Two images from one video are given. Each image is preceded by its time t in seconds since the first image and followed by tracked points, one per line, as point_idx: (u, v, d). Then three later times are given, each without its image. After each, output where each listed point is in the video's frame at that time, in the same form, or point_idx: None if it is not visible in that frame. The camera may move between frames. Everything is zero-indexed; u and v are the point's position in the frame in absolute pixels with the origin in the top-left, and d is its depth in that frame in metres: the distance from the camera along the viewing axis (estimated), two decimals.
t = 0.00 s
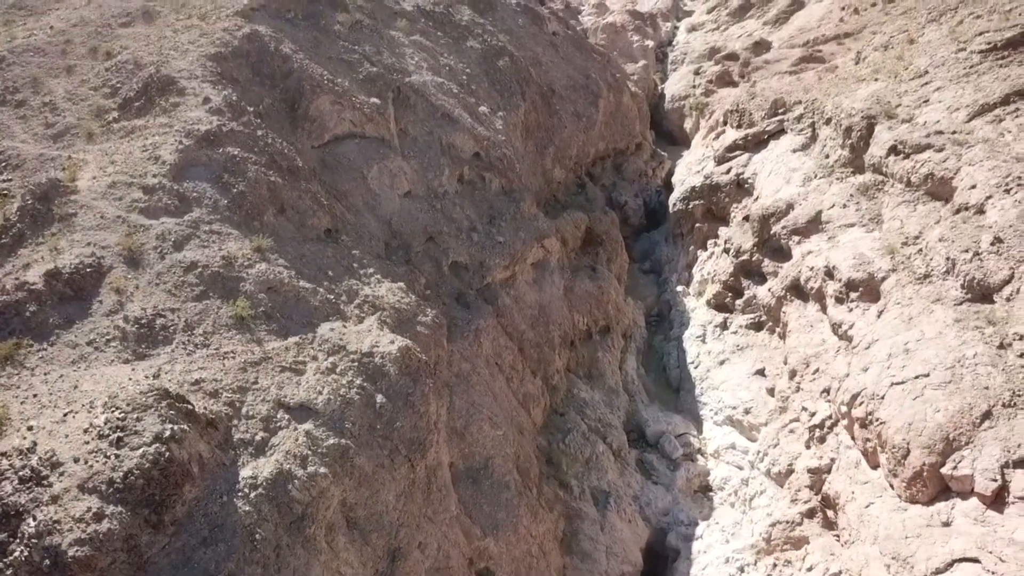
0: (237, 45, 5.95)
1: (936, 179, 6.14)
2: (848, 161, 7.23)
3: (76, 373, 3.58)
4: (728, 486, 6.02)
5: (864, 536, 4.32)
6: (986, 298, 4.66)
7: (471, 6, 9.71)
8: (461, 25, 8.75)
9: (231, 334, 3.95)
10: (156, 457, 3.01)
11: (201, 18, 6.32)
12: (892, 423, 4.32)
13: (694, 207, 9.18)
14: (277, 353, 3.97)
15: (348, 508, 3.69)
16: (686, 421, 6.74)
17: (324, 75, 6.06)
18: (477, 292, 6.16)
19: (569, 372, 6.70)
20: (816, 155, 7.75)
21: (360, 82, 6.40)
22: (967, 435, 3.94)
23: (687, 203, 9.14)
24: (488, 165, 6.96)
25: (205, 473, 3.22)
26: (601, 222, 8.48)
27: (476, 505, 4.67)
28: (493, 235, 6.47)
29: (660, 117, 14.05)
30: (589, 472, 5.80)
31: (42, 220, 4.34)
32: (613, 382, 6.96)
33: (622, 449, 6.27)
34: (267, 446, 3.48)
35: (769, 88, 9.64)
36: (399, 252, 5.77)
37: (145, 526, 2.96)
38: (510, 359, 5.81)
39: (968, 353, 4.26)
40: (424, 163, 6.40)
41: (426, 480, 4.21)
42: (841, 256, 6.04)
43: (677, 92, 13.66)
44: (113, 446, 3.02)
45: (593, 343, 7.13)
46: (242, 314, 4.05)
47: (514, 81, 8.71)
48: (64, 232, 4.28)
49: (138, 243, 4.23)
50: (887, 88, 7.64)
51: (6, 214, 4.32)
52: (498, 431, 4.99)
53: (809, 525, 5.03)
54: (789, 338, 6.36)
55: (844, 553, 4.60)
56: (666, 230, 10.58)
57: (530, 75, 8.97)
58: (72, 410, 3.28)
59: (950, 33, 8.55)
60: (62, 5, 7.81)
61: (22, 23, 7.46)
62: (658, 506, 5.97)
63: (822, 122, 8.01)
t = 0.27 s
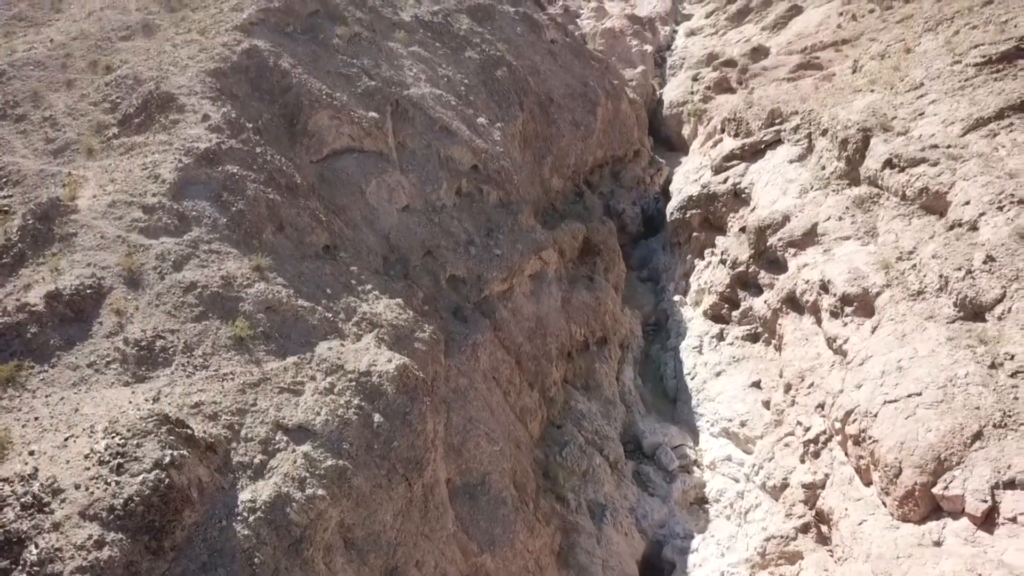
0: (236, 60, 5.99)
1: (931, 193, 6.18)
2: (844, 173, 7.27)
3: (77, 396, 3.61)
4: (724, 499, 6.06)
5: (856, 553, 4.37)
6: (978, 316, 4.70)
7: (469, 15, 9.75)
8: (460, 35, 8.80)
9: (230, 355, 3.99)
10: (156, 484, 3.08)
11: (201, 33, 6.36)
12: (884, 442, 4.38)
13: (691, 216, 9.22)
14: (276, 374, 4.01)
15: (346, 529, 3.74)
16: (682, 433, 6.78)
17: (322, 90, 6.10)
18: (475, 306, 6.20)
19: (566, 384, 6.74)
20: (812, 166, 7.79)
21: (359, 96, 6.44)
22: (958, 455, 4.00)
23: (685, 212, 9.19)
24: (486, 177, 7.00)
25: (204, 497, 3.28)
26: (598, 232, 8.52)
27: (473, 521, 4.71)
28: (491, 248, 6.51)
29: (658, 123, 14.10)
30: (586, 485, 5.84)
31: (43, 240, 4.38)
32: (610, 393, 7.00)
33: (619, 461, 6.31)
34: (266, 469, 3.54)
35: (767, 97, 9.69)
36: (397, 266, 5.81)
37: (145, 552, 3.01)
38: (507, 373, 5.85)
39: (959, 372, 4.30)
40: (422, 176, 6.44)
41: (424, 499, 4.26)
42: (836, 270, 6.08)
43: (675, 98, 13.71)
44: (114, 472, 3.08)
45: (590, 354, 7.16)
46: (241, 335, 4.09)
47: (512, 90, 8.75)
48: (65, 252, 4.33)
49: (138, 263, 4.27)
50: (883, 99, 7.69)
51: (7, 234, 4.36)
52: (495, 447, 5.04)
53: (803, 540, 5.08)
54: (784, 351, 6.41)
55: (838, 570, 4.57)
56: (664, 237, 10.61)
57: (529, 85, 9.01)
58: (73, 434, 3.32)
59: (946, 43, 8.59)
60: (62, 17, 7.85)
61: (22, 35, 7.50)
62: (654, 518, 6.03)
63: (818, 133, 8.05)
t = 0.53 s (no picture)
0: (236, 73, 6.03)
1: (926, 206, 6.21)
2: (840, 184, 7.31)
3: (79, 416, 3.65)
4: (720, 510, 6.11)
5: (850, 568, 4.42)
6: (971, 332, 4.74)
7: (468, 23, 9.79)
8: (458, 44, 8.84)
9: (230, 373, 4.03)
10: (158, 506, 3.14)
11: (201, 45, 6.39)
12: (878, 457, 4.44)
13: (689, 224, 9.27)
14: (276, 392, 4.06)
15: (344, 547, 3.78)
16: (680, 443, 6.83)
17: (322, 103, 6.14)
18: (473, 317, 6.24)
19: (564, 394, 6.77)
20: (809, 176, 7.83)
21: (358, 108, 6.48)
22: (951, 472, 4.05)
23: (682, 220, 9.24)
24: (484, 188, 7.04)
25: (204, 519, 3.34)
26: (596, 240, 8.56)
27: (471, 535, 4.76)
28: (489, 259, 6.55)
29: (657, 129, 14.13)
30: (583, 496, 5.89)
31: (45, 257, 4.42)
32: (608, 403, 7.03)
33: (616, 471, 6.35)
34: (265, 488, 3.59)
35: (765, 105, 9.73)
36: (395, 279, 5.85)
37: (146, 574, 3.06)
38: (505, 385, 5.89)
39: (952, 389, 4.34)
40: (420, 188, 6.48)
41: (422, 515, 4.31)
42: (831, 282, 6.12)
43: (674, 104, 13.75)
44: (116, 495, 3.15)
45: (588, 363, 7.20)
46: (240, 352, 4.14)
47: (511, 99, 8.78)
48: (66, 269, 4.37)
49: (139, 280, 4.32)
50: (879, 110, 7.73)
51: (9, 250, 4.39)
52: (493, 461, 5.09)
53: (799, 553, 5.12)
54: (781, 362, 6.46)
55: None
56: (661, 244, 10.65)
57: (527, 94, 9.05)
58: (75, 455, 3.36)
59: (943, 53, 8.64)
60: (62, 27, 7.88)
61: (22, 46, 7.53)
62: (651, 529, 6.07)
63: (815, 143, 8.09)
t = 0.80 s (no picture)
0: (236, 86, 6.07)
1: (922, 217, 6.25)
2: (838, 194, 7.35)
3: (81, 432, 3.68)
4: (717, 519, 6.16)
5: None
6: (965, 345, 4.78)
7: (467, 30, 9.84)
8: (457, 53, 8.88)
9: (230, 389, 4.07)
10: (159, 525, 3.19)
11: (201, 57, 6.43)
12: (873, 471, 4.49)
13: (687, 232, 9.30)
14: (275, 407, 4.09)
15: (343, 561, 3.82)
16: (677, 452, 6.87)
17: (321, 114, 6.18)
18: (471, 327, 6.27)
19: (563, 403, 6.81)
20: (807, 185, 7.87)
21: (357, 119, 6.52)
22: (944, 487, 4.09)
23: (681, 227, 9.27)
24: (483, 198, 7.08)
25: (204, 537, 3.39)
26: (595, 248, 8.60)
27: (469, 547, 4.79)
28: (488, 269, 6.58)
29: (656, 135, 14.17)
30: (581, 506, 5.93)
31: (46, 272, 4.45)
32: (606, 412, 7.06)
33: (614, 480, 6.39)
34: (265, 505, 3.64)
35: (763, 113, 9.78)
36: (395, 290, 5.89)
37: None
38: (504, 396, 5.92)
39: (947, 404, 4.38)
40: (419, 198, 6.51)
41: (422, 528, 4.35)
42: (828, 292, 6.16)
43: (672, 109, 13.78)
44: (117, 514, 3.19)
45: (586, 372, 7.24)
46: (240, 367, 4.17)
47: (510, 108, 8.82)
48: (67, 284, 4.40)
49: (139, 296, 4.35)
50: (876, 119, 7.77)
51: (11, 264, 4.42)
52: (492, 473, 5.14)
53: (795, 564, 5.18)
54: (778, 372, 6.50)
55: None
56: (660, 251, 10.69)
57: (526, 101, 9.08)
58: (77, 473, 3.40)
59: (940, 61, 8.68)
60: (63, 37, 7.91)
61: (23, 56, 7.56)
62: (649, 539, 6.11)
63: (812, 151, 8.13)
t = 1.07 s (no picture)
0: (237, 101, 6.12)
1: (917, 230, 6.29)
2: (834, 205, 7.40)
3: (84, 453, 3.73)
4: (714, 530, 6.23)
5: None
6: (958, 362, 4.84)
7: (467, 40, 9.88)
8: (457, 63, 8.93)
9: (232, 408, 4.12)
10: (162, 548, 3.25)
11: (201, 71, 6.48)
12: (866, 488, 4.57)
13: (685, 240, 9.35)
14: (276, 426, 4.15)
15: None
16: (675, 463, 6.91)
17: (321, 129, 6.23)
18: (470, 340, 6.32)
19: (561, 414, 6.85)
20: (804, 196, 7.92)
21: (357, 133, 6.57)
22: (937, 505, 4.17)
23: (678, 236, 9.32)
24: (482, 210, 7.13)
25: (206, 558, 3.45)
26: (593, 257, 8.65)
27: (468, 562, 4.85)
28: (486, 282, 6.63)
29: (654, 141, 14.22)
30: (579, 518, 5.98)
31: (49, 290, 4.49)
32: (604, 422, 7.10)
33: (613, 492, 6.44)
34: (266, 525, 3.69)
35: (760, 122, 9.82)
36: (394, 304, 5.94)
37: None
38: (502, 409, 5.97)
39: (939, 421, 4.44)
40: (419, 211, 6.56)
41: (421, 544, 4.40)
42: (823, 306, 6.21)
43: (671, 115, 13.83)
44: (121, 537, 3.24)
45: (584, 383, 7.29)
46: (242, 387, 4.23)
47: (508, 118, 8.87)
48: (70, 303, 4.44)
49: (142, 315, 4.40)
50: (873, 131, 7.82)
51: (14, 283, 4.47)
52: (491, 488, 5.20)
53: None
54: (774, 384, 6.56)
55: None
56: (658, 258, 10.74)
57: (525, 111, 9.13)
58: (80, 495, 3.45)
59: (937, 71, 8.73)
60: (64, 48, 7.95)
61: (25, 67, 7.60)
62: (647, 550, 6.17)
63: (809, 162, 8.18)
